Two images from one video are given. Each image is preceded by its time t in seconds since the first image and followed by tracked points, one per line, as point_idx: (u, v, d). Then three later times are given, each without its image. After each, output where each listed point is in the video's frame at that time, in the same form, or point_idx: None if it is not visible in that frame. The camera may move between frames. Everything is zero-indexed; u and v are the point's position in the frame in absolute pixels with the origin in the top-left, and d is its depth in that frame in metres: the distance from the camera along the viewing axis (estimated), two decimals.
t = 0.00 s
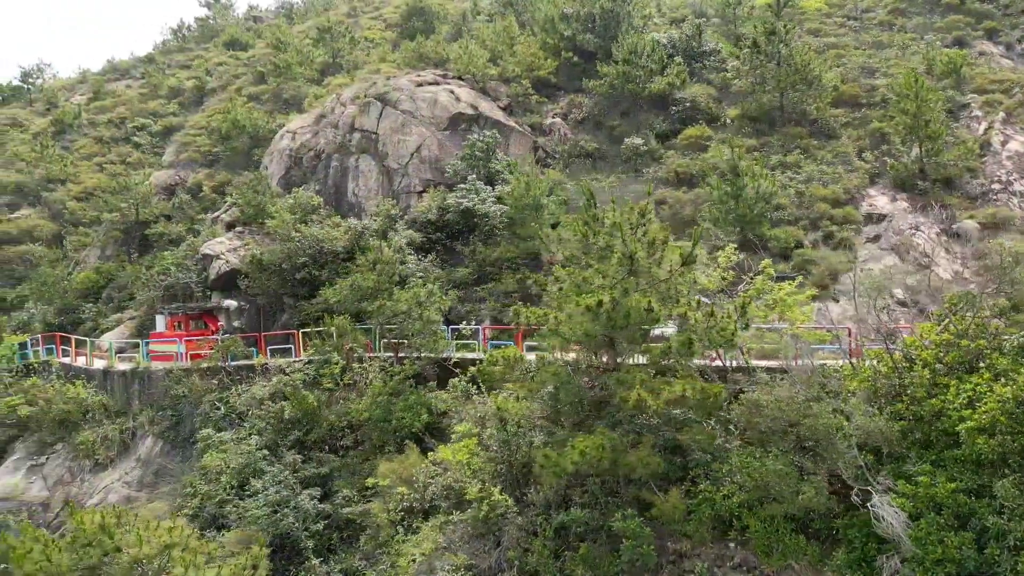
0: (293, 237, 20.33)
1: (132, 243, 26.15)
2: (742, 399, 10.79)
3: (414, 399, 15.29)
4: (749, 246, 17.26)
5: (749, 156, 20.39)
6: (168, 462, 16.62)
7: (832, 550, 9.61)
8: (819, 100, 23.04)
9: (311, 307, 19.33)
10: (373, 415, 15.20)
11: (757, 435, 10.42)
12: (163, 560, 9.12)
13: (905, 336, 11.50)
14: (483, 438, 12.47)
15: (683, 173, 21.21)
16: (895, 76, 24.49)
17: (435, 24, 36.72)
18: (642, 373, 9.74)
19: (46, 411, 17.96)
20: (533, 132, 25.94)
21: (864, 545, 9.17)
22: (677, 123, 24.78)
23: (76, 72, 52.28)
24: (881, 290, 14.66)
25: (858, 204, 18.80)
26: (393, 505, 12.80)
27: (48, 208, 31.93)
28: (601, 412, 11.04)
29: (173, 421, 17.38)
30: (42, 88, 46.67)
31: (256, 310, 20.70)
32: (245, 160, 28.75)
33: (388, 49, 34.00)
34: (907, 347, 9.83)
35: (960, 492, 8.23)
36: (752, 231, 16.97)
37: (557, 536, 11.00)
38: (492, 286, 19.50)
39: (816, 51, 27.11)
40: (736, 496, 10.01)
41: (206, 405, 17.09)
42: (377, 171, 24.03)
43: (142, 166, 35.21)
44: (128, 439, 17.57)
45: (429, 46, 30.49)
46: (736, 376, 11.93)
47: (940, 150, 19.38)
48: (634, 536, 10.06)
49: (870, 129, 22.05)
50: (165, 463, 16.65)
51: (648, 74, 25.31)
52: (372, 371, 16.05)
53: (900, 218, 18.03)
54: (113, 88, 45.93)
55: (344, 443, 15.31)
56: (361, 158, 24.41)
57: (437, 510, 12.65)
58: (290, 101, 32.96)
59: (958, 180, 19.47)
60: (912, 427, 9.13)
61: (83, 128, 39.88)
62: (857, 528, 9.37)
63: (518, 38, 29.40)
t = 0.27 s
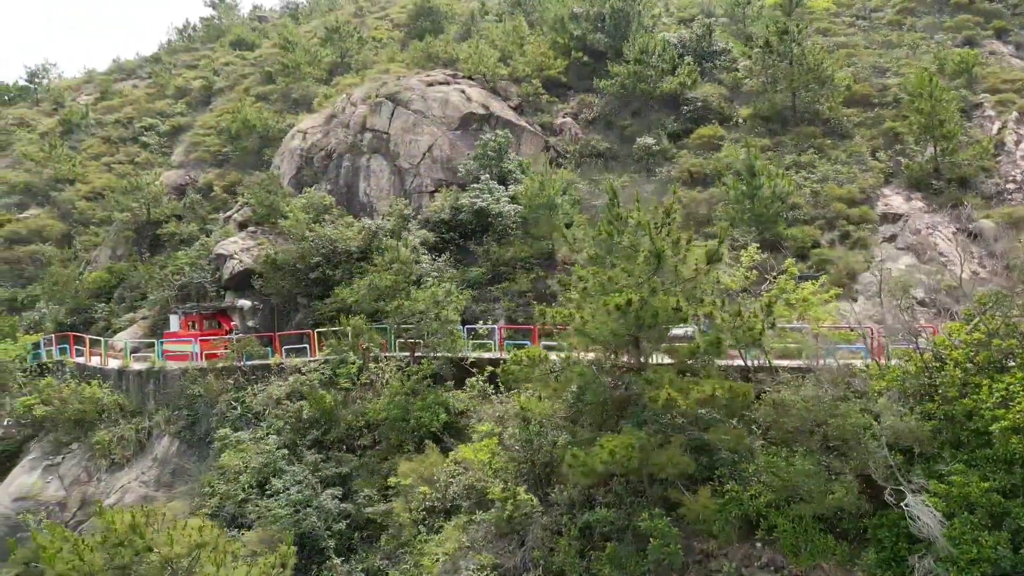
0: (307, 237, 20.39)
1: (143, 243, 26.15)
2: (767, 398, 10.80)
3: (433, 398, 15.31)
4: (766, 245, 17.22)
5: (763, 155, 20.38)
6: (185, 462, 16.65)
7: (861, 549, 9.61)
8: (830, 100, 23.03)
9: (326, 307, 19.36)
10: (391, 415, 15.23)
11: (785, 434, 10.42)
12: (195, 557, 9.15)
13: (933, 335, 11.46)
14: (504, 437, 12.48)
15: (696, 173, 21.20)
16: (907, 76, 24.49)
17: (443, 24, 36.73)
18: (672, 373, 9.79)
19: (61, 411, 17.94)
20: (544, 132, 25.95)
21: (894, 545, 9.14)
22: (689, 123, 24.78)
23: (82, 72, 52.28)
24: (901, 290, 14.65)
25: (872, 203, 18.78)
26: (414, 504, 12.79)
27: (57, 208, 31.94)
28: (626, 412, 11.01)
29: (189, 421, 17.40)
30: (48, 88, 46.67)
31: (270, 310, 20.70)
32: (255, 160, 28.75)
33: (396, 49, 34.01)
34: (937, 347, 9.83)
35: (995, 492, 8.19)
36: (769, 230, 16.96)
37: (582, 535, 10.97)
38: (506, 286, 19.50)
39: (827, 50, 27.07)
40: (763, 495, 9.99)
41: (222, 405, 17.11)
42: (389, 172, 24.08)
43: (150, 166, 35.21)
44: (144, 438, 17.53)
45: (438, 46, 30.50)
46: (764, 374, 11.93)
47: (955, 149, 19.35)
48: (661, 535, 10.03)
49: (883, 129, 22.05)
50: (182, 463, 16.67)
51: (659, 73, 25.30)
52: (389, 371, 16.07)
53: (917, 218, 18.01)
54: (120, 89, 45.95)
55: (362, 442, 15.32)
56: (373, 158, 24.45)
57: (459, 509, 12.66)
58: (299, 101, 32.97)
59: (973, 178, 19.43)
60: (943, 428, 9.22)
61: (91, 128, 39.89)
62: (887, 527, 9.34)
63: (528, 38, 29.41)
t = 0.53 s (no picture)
0: (321, 237, 20.39)
1: (154, 243, 26.17)
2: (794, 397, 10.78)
3: (451, 397, 15.28)
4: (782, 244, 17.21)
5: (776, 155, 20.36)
6: (202, 461, 16.67)
7: (890, 549, 9.62)
8: (843, 99, 23.00)
9: (340, 307, 19.35)
10: (409, 414, 15.22)
11: (812, 434, 10.45)
12: (226, 556, 9.20)
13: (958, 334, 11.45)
14: (526, 437, 12.48)
15: (709, 173, 21.19)
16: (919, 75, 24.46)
17: (451, 24, 36.74)
18: (700, 373, 9.73)
19: (77, 411, 17.97)
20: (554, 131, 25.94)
21: (925, 545, 9.19)
22: (700, 123, 24.76)
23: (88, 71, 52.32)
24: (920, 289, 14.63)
25: (888, 203, 18.76)
26: (435, 504, 12.79)
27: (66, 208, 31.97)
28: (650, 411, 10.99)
29: (205, 420, 17.41)
30: (55, 88, 46.69)
31: (283, 310, 20.69)
32: (265, 159, 28.74)
33: (404, 49, 34.01)
34: (967, 346, 9.83)
35: None
36: (785, 229, 16.95)
37: (606, 535, 10.96)
38: (520, 285, 19.49)
39: (837, 50, 27.05)
40: (791, 496, 10.01)
41: (238, 405, 17.12)
42: (401, 171, 24.09)
43: (159, 166, 35.23)
44: (160, 438, 17.56)
45: (447, 45, 30.50)
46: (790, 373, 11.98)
47: (970, 148, 19.32)
48: (688, 535, 10.02)
49: (896, 129, 22.03)
50: (199, 463, 16.68)
51: (670, 73, 25.29)
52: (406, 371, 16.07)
53: (933, 217, 18.00)
54: (126, 89, 45.96)
55: (379, 442, 15.31)
56: (384, 157, 24.46)
57: (481, 509, 12.67)
58: (308, 100, 32.98)
59: (988, 178, 19.41)
60: (974, 427, 9.26)
61: (98, 128, 39.91)
62: (917, 527, 9.37)
63: (537, 38, 29.41)
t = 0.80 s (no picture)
0: (335, 237, 20.42)
1: (165, 242, 26.22)
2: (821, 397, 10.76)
3: (469, 397, 15.28)
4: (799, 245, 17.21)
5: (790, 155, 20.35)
6: (219, 461, 16.71)
7: (918, 549, 9.63)
8: (856, 99, 22.97)
9: (355, 307, 19.36)
10: (427, 414, 15.23)
11: (839, 434, 10.49)
12: (256, 556, 9.26)
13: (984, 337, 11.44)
14: (549, 437, 12.49)
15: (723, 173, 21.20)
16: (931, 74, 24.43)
17: (459, 24, 36.76)
18: (727, 373, 9.71)
19: (93, 410, 18.01)
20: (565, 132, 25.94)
21: (954, 545, 9.21)
22: (712, 123, 24.77)
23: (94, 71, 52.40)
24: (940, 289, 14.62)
25: (903, 203, 18.76)
26: (457, 504, 12.80)
27: (75, 208, 32.03)
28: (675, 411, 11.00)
29: (221, 420, 17.44)
30: (62, 88, 46.75)
31: (298, 310, 20.70)
32: (275, 159, 28.76)
33: (413, 49, 34.02)
34: (996, 347, 9.86)
35: None
36: (801, 229, 16.96)
37: (631, 535, 10.95)
38: (535, 285, 19.49)
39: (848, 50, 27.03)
40: (818, 495, 10.03)
41: (255, 405, 17.15)
42: (413, 172, 24.12)
43: (168, 166, 35.28)
44: (177, 438, 17.55)
45: (457, 45, 30.51)
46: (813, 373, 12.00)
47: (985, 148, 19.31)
48: (715, 534, 10.01)
49: (909, 129, 22.00)
50: (216, 462, 16.71)
51: (681, 72, 25.28)
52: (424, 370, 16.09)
53: (949, 217, 18.00)
54: (133, 89, 46.02)
55: (397, 442, 15.33)
56: (396, 157, 24.49)
57: (502, 509, 12.71)
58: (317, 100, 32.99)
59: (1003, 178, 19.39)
60: (1005, 427, 9.30)
61: (106, 128, 39.97)
62: (946, 527, 9.39)
63: (547, 38, 29.42)
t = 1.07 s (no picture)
0: (349, 237, 20.49)
1: (176, 242, 26.25)
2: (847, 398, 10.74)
3: (486, 396, 15.28)
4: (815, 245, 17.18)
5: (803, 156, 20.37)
6: (236, 461, 16.79)
7: (945, 548, 9.63)
8: (870, 99, 22.88)
9: (369, 306, 19.44)
10: (444, 414, 15.25)
11: (865, 434, 10.57)
12: (286, 555, 9.30)
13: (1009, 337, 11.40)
14: (570, 436, 12.49)
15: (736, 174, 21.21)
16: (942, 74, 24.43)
17: (466, 24, 36.77)
18: (754, 373, 9.71)
19: (109, 409, 18.05)
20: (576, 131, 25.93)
21: (984, 544, 9.23)
22: (723, 123, 24.77)
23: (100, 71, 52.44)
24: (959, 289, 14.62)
25: (918, 203, 18.73)
26: (477, 504, 12.87)
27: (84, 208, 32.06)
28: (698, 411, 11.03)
29: (236, 420, 17.47)
30: (68, 88, 46.79)
31: (311, 309, 20.74)
32: (284, 159, 28.78)
33: (421, 49, 34.03)
34: None
35: None
36: (818, 231, 16.95)
37: (656, 534, 10.95)
38: (548, 285, 19.53)
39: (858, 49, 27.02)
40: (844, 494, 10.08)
41: (271, 405, 17.18)
42: (424, 172, 24.17)
43: (176, 166, 35.30)
44: (192, 438, 17.57)
45: (466, 45, 30.50)
46: (834, 374, 11.77)
47: (998, 148, 19.30)
48: (741, 534, 10.03)
49: (921, 129, 22.00)
50: (233, 462, 16.77)
51: (692, 72, 25.29)
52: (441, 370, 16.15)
53: (964, 216, 17.99)
54: (139, 89, 46.01)
55: (414, 441, 15.35)
56: (408, 157, 24.53)
57: (523, 508, 12.74)
58: (325, 100, 33.01)
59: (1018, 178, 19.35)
60: None
61: (114, 128, 40.02)
62: (975, 526, 9.39)
63: (556, 38, 29.44)
